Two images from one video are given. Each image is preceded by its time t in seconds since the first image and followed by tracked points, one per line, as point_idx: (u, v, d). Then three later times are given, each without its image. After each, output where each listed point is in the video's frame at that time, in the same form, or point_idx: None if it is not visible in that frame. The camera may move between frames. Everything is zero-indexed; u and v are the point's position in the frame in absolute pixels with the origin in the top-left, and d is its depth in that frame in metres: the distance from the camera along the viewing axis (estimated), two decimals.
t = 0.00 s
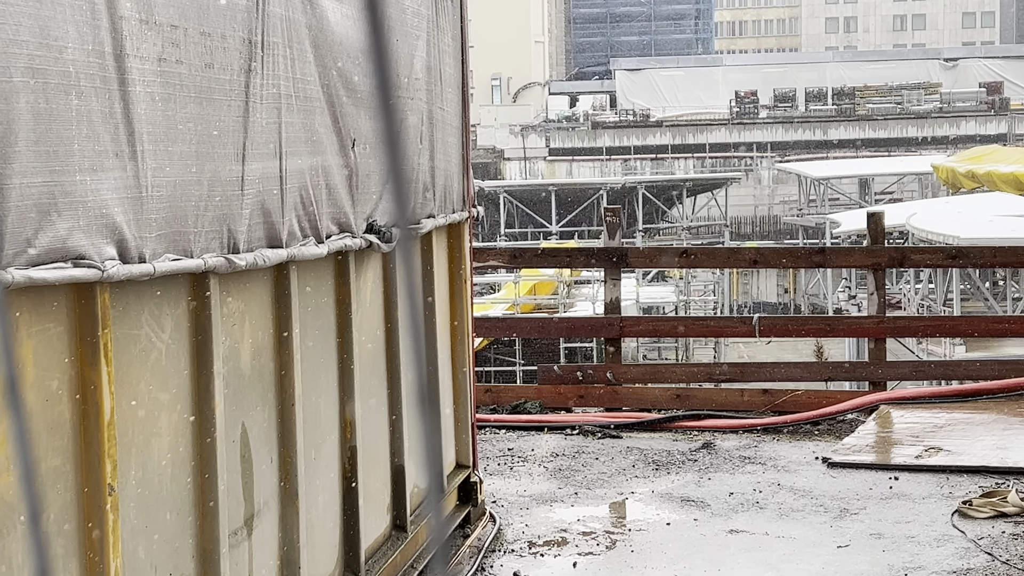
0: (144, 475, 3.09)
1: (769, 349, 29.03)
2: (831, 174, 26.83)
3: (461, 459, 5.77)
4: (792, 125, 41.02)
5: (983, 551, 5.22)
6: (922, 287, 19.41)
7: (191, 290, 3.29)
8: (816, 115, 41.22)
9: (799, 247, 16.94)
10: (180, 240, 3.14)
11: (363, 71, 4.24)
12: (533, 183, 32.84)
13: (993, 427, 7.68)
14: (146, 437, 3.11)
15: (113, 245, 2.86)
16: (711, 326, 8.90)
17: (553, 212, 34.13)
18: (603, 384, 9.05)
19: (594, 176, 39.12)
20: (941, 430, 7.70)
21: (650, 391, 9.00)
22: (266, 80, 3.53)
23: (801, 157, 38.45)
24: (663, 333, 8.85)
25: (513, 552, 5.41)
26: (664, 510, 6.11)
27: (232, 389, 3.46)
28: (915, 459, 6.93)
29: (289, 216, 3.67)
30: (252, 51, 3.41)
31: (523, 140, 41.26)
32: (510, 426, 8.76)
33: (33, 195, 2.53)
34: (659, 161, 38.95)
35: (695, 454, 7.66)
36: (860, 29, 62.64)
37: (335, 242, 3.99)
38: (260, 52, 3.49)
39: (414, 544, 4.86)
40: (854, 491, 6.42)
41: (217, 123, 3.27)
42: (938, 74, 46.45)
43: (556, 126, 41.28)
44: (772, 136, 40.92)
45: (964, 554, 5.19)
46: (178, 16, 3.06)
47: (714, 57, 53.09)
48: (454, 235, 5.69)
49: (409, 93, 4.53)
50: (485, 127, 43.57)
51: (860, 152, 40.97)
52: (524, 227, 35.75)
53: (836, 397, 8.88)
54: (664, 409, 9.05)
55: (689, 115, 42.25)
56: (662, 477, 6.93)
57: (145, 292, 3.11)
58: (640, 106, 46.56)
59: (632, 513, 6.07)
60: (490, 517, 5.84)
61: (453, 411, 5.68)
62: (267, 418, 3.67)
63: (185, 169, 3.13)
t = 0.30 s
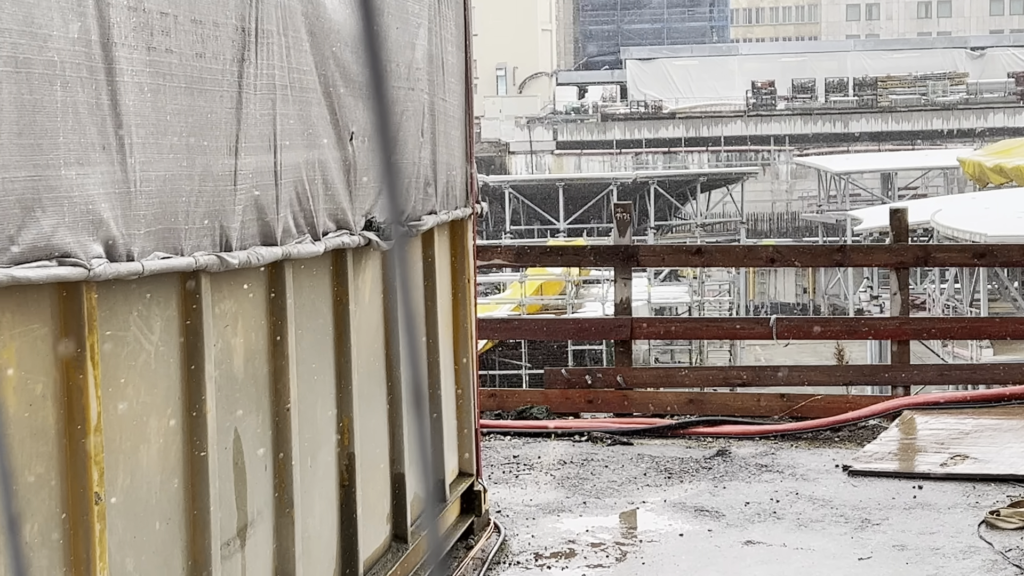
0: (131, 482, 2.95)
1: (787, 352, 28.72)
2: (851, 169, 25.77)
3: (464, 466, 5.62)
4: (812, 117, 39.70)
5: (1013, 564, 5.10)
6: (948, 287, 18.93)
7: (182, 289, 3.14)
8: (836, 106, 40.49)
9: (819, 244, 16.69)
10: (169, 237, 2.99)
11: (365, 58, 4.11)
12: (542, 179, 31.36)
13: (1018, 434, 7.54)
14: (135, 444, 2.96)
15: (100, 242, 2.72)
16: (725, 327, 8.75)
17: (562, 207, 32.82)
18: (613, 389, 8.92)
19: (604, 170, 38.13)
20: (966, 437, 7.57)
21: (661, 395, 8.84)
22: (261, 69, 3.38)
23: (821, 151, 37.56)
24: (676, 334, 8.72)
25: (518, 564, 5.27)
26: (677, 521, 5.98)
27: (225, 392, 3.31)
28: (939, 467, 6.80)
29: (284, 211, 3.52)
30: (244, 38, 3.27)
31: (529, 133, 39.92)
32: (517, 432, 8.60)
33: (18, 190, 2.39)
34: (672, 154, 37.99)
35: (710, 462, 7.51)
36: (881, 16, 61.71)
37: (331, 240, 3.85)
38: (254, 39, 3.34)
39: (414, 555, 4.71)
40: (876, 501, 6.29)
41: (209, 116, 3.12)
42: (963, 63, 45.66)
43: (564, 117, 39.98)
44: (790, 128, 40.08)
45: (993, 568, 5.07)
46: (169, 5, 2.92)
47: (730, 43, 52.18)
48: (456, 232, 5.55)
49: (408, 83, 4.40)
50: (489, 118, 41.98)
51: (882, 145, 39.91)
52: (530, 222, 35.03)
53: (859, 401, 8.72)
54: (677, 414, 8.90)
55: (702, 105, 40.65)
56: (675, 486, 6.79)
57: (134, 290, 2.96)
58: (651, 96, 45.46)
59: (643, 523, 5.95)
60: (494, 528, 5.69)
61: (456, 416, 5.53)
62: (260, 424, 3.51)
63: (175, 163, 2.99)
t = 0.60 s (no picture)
0: (119, 491, 2.81)
1: (806, 354, 28.55)
2: (875, 163, 25.53)
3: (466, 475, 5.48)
4: (832, 109, 39.42)
5: None
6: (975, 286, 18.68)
7: (173, 288, 3.00)
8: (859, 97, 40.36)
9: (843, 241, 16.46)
10: (159, 234, 2.85)
11: (364, 47, 3.99)
12: (548, 173, 31.19)
13: None
14: (123, 451, 2.82)
15: (86, 239, 2.58)
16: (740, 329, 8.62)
17: (569, 201, 32.67)
18: (623, 393, 8.78)
19: (614, 164, 37.91)
20: (992, 443, 7.42)
21: (674, 400, 8.70)
22: (254, 58, 3.25)
23: (841, 144, 37.32)
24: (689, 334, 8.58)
25: None
26: (690, 531, 5.86)
27: (218, 396, 3.17)
28: (965, 475, 6.66)
29: (279, 207, 3.38)
30: (237, 26, 3.14)
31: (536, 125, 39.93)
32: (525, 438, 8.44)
33: None
34: (684, 147, 37.79)
35: (724, 470, 7.38)
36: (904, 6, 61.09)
37: (328, 237, 3.71)
38: (247, 27, 3.21)
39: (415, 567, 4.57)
40: (900, 511, 6.17)
41: (201, 106, 2.99)
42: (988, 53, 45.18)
43: (572, 108, 39.88)
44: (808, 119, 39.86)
45: None
46: None
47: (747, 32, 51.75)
48: (458, 230, 5.43)
49: (408, 73, 4.29)
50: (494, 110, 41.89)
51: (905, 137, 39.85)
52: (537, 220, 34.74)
53: (880, 407, 8.55)
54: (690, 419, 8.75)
55: (717, 97, 40.47)
56: (687, 495, 6.65)
57: (122, 289, 2.82)
58: (665, 87, 45.24)
59: (655, 534, 5.83)
60: (498, 539, 5.57)
61: (459, 421, 5.39)
62: (254, 430, 3.38)
63: (166, 155, 2.85)
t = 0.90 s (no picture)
0: (106, 501, 2.67)
1: (824, 357, 28.38)
2: (898, 156, 25.20)
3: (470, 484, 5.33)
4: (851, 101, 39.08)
5: None
6: (999, 285, 18.46)
7: (160, 288, 2.87)
8: (879, 88, 39.95)
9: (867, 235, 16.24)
10: (147, 231, 2.72)
11: (362, 36, 3.88)
12: (554, 167, 30.94)
13: None
14: (111, 458, 2.69)
15: (72, 236, 2.46)
16: (755, 331, 8.54)
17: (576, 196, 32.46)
18: (633, 398, 8.66)
19: (624, 158, 37.65)
20: (1017, 450, 7.31)
21: (685, 405, 8.58)
22: (247, 46, 3.12)
23: (860, 138, 37.03)
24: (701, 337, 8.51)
25: None
26: (703, 543, 5.77)
27: (208, 399, 3.04)
28: (991, 484, 6.56)
29: (272, 203, 3.26)
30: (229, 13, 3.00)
31: (542, 117, 39.42)
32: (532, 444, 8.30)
33: None
34: (698, 140, 37.56)
35: (739, 477, 7.26)
36: None
37: (325, 233, 3.58)
38: (240, 15, 3.08)
39: None
40: (923, 521, 6.07)
41: (191, 97, 2.86)
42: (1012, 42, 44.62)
43: (579, 99, 39.64)
44: (826, 111, 39.53)
45: None
46: None
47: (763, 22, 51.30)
48: (461, 228, 5.30)
49: (407, 62, 4.18)
50: (498, 100, 41.68)
51: (927, 129, 39.57)
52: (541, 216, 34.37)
53: (901, 413, 8.42)
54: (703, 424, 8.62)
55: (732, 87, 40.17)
56: (698, 505, 6.54)
57: (109, 290, 2.69)
58: (677, 77, 44.97)
59: (665, 546, 5.74)
60: (503, 551, 5.47)
61: (462, 426, 5.25)
62: (247, 436, 3.24)
63: (154, 148, 2.72)
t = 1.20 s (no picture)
0: (90, 510, 2.55)
1: (842, 360, 28.22)
2: (918, 149, 24.91)
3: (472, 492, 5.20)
4: (870, 92, 38.80)
5: None
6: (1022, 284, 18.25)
7: (146, 286, 2.74)
8: (899, 79, 39.58)
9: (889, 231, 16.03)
10: (134, 227, 2.59)
11: (359, 24, 3.75)
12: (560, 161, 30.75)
13: None
14: (95, 466, 2.56)
15: (55, 233, 2.33)
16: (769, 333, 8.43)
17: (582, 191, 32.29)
18: (641, 403, 8.52)
19: (632, 151, 37.40)
20: None
21: (696, 410, 8.45)
22: (238, 35, 2.99)
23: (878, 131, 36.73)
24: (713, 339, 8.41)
25: None
26: (715, 554, 5.68)
27: (197, 403, 2.91)
28: (1014, 493, 6.45)
29: (264, 199, 3.13)
30: None
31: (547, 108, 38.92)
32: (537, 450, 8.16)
33: None
34: (710, 133, 37.37)
35: (752, 486, 7.15)
36: None
37: (320, 229, 3.46)
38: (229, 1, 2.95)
39: None
40: (945, 532, 5.98)
41: (179, 88, 2.73)
42: None
43: (585, 90, 39.39)
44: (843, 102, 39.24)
45: None
46: None
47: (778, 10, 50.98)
48: (461, 224, 5.17)
49: (405, 51, 4.07)
50: (498, 91, 41.70)
51: (950, 120, 39.31)
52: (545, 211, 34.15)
53: (924, 418, 8.27)
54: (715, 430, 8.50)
55: (746, 77, 39.90)
56: (708, 516, 6.43)
57: (93, 288, 2.56)
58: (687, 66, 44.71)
59: (675, 558, 5.65)
60: (505, 563, 5.35)
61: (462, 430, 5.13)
62: (238, 443, 3.12)
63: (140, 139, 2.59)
